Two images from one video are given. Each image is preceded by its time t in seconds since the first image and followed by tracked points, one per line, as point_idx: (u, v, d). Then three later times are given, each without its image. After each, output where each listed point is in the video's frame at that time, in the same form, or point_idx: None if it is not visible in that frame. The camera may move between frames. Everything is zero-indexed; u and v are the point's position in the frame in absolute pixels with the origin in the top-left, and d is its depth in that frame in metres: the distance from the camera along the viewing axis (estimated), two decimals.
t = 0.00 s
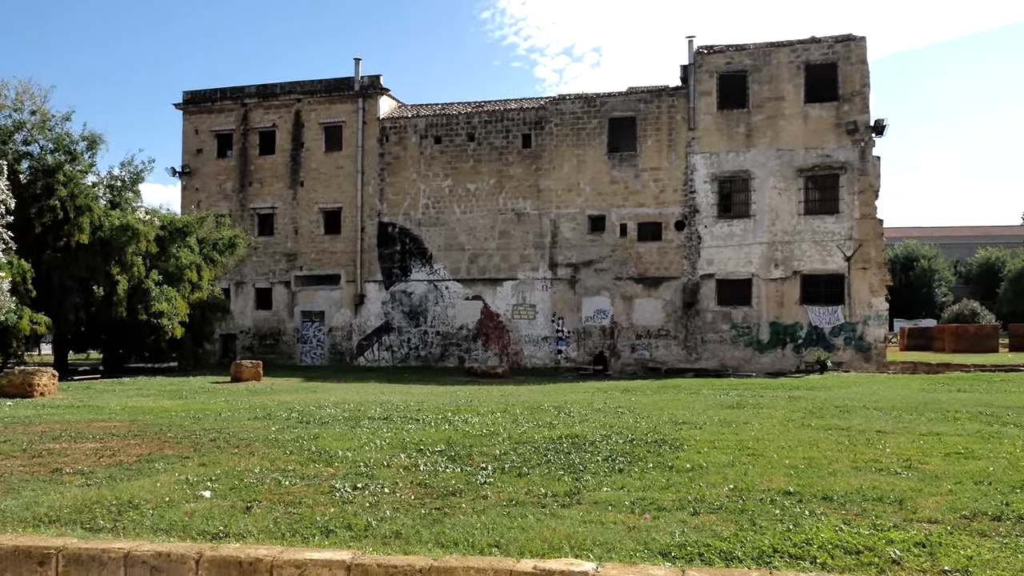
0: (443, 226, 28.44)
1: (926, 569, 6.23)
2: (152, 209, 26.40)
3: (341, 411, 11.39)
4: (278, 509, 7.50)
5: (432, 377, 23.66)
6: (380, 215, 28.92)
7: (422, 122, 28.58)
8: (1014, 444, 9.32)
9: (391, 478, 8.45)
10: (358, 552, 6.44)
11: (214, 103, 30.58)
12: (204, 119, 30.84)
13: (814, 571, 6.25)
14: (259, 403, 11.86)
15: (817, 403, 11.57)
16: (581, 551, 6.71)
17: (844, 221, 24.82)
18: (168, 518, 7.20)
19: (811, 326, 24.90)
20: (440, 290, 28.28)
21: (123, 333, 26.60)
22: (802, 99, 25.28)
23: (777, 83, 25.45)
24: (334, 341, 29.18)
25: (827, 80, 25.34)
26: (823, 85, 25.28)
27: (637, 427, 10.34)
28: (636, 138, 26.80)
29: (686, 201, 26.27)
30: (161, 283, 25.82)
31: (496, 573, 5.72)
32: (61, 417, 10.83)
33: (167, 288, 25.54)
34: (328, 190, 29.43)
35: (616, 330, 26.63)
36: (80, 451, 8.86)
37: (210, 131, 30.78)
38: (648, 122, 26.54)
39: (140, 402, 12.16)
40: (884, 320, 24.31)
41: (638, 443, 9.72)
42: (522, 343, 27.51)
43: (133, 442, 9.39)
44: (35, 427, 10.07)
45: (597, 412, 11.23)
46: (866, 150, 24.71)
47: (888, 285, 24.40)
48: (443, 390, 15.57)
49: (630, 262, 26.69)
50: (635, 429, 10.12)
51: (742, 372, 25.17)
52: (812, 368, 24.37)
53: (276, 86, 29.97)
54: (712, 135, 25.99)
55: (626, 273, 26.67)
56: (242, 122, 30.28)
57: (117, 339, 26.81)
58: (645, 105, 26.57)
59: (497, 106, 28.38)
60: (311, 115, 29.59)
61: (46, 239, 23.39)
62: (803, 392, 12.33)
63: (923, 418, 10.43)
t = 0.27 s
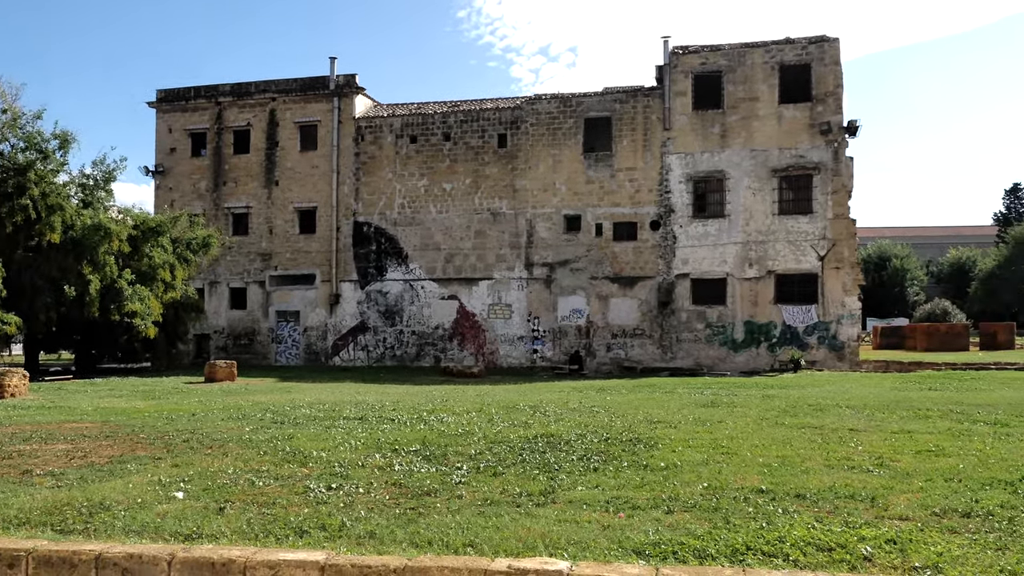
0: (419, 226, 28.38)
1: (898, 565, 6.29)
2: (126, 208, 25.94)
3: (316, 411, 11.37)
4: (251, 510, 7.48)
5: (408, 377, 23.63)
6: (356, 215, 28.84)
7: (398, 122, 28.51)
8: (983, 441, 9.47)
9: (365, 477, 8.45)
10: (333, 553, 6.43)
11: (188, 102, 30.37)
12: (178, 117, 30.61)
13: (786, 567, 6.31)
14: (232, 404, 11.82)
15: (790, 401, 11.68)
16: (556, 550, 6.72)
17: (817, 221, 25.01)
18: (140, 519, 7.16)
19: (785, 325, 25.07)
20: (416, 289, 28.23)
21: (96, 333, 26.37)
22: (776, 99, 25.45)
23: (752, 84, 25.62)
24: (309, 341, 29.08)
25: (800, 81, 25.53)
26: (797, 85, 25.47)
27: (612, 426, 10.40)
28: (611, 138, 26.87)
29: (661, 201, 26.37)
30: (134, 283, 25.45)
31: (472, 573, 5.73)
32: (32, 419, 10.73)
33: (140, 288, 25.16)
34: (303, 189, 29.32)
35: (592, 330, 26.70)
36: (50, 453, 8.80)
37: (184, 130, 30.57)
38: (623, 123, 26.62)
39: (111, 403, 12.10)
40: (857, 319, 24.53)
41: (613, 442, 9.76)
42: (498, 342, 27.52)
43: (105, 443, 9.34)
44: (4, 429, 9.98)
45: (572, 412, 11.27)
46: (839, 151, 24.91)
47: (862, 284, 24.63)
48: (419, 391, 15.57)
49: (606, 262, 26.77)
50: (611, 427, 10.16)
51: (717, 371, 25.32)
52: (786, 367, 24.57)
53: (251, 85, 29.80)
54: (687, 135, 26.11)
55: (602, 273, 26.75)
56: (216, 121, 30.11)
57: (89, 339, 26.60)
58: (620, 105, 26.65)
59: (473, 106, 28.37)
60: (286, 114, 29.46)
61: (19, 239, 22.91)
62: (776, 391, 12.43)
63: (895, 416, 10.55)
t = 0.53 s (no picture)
0: (398, 224, 28.32)
1: (872, 562, 6.35)
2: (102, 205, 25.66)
3: (293, 410, 11.37)
4: (227, 509, 7.45)
5: (386, 376, 23.58)
6: (334, 212, 28.74)
7: (378, 120, 28.45)
8: (956, 440, 9.58)
9: (343, 476, 8.44)
10: (310, 551, 6.41)
11: (166, 99, 30.15)
12: (155, 114, 30.38)
13: (762, 565, 6.36)
14: (208, 403, 11.80)
15: (767, 400, 11.78)
16: (533, 549, 6.73)
17: (795, 221, 25.17)
18: (115, 519, 7.11)
19: (763, 325, 25.22)
20: (395, 288, 28.16)
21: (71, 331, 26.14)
22: (754, 100, 25.61)
23: (731, 84, 25.76)
24: (287, 339, 28.97)
25: (778, 82, 25.70)
26: (775, 86, 25.64)
27: (590, 424, 10.45)
28: (591, 137, 26.93)
29: (640, 200, 26.44)
30: (110, 280, 25.18)
31: (449, 571, 5.75)
32: (6, 418, 10.65)
33: (116, 286, 24.91)
34: (281, 187, 29.20)
35: (571, 329, 26.74)
36: (23, 452, 8.74)
37: (161, 126, 30.34)
38: (603, 122, 26.69)
39: (87, 402, 12.03)
40: (834, 319, 24.71)
41: (591, 440, 9.81)
42: (477, 341, 27.52)
43: (80, 442, 9.29)
44: None
45: (550, 410, 11.32)
46: (817, 152, 25.10)
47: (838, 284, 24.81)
48: (397, 389, 15.57)
49: (585, 261, 26.81)
50: (589, 426, 10.21)
51: (695, 370, 25.43)
52: (763, 366, 24.72)
53: (229, 82, 29.64)
54: (666, 135, 26.21)
55: (581, 272, 26.80)
56: (194, 117, 29.94)
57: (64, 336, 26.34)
58: (600, 105, 26.73)
59: (453, 104, 28.36)
60: (265, 111, 29.34)
61: None
62: (753, 390, 12.52)
63: (871, 415, 10.65)
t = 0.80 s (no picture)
0: (374, 224, 28.26)
1: (849, 556, 6.39)
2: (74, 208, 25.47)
3: (270, 411, 11.37)
4: (204, 512, 7.41)
5: (363, 377, 23.53)
6: (310, 213, 28.65)
7: (352, 120, 28.39)
8: (931, 434, 9.68)
9: (321, 478, 8.42)
10: (287, 553, 6.37)
11: (138, 100, 29.96)
12: (128, 115, 30.19)
13: (740, 561, 6.38)
14: (184, 405, 11.77)
15: (744, 397, 11.85)
16: (512, 548, 6.71)
17: (770, 218, 25.34)
18: (90, 523, 7.06)
19: (739, 322, 25.37)
20: (372, 288, 28.12)
21: (45, 335, 25.88)
22: (728, 98, 25.75)
23: (704, 83, 25.90)
24: (264, 341, 28.88)
25: (752, 80, 25.88)
26: (749, 84, 25.82)
27: (568, 423, 10.50)
28: (566, 136, 26.99)
29: (616, 198, 26.51)
30: (83, 284, 24.88)
31: (428, 572, 5.74)
32: None
33: (90, 289, 24.66)
34: (256, 188, 29.09)
35: (548, 328, 26.79)
36: None
37: (134, 128, 30.14)
38: (578, 121, 26.76)
39: (62, 406, 11.96)
40: (809, 315, 24.90)
41: (569, 438, 9.84)
42: (455, 341, 27.52)
43: (53, 446, 9.24)
44: None
45: (528, 409, 11.36)
46: (790, 149, 25.28)
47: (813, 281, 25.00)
48: (373, 389, 15.58)
49: (562, 260, 26.86)
50: (567, 425, 10.25)
51: (672, 368, 25.53)
52: (740, 363, 24.87)
53: (203, 83, 29.51)
54: (641, 133, 26.31)
55: (558, 271, 26.84)
56: (167, 118, 29.78)
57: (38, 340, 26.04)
58: (575, 104, 26.80)
59: (428, 104, 28.36)
60: (239, 112, 29.23)
61: None
62: (730, 387, 12.60)
63: (847, 410, 10.75)
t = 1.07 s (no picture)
0: (361, 225, 28.23)
1: (837, 552, 6.41)
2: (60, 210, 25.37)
3: (258, 412, 11.37)
4: (192, 513, 7.39)
5: (351, 377, 23.51)
6: (297, 214, 28.61)
7: (339, 120, 28.35)
8: (918, 430, 9.73)
9: (309, 478, 8.42)
10: (276, 553, 6.35)
11: (123, 101, 29.88)
12: (113, 116, 30.10)
13: (728, 558, 6.39)
14: (173, 407, 11.77)
15: (732, 394, 11.89)
16: (501, 546, 6.71)
17: (757, 216, 25.42)
18: (78, 525, 7.04)
19: (727, 320, 25.42)
20: (360, 288, 28.10)
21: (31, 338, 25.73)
22: (714, 96, 25.82)
23: (691, 81, 25.96)
24: (252, 342, 28.84)
25: (738, 79, 25.96)
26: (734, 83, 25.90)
27: (557, 421, 10.53)
28: (553, 135, 27.03)
29: (603, 197, 26.55)
30: (69, 285, 24.74)
31: (417, 571, 5.75)
32: None
33: (77, 291, 24.55)
34: (243, 188, 29.04)
35: (537, 326, 26.80)
36: None
37: (119, 129, 30.05)
38: (564, 120, 26.80)
39: (50, 408, 11.93)
40: (796, 313, 24.98)
41: (557, 437, 9.86)
42: (443, 341, 27.52)
43: (40, 448, 9.21)
44: None
45: (516, 408, 11.39)
46: (777, 147, 25.37)
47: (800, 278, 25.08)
48: (361, 389, 15.58)
49: (550, 259, 26.88)
50: (555, 423, 10.29)
51: (660, 366, 25.56)
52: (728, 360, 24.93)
53: (188, 83, 29.44)
54: (627, 132, 26.35)
55: (546, 270, 26.86)
56: (153, 119, 29.70)
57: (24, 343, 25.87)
58: (561, 102, 26.83)
59: (415, 104, 28.36)
60: (225, 112, 29.17)
61: None
62: (718, 384, 12.65)
63: (834, 407, 10.80)
